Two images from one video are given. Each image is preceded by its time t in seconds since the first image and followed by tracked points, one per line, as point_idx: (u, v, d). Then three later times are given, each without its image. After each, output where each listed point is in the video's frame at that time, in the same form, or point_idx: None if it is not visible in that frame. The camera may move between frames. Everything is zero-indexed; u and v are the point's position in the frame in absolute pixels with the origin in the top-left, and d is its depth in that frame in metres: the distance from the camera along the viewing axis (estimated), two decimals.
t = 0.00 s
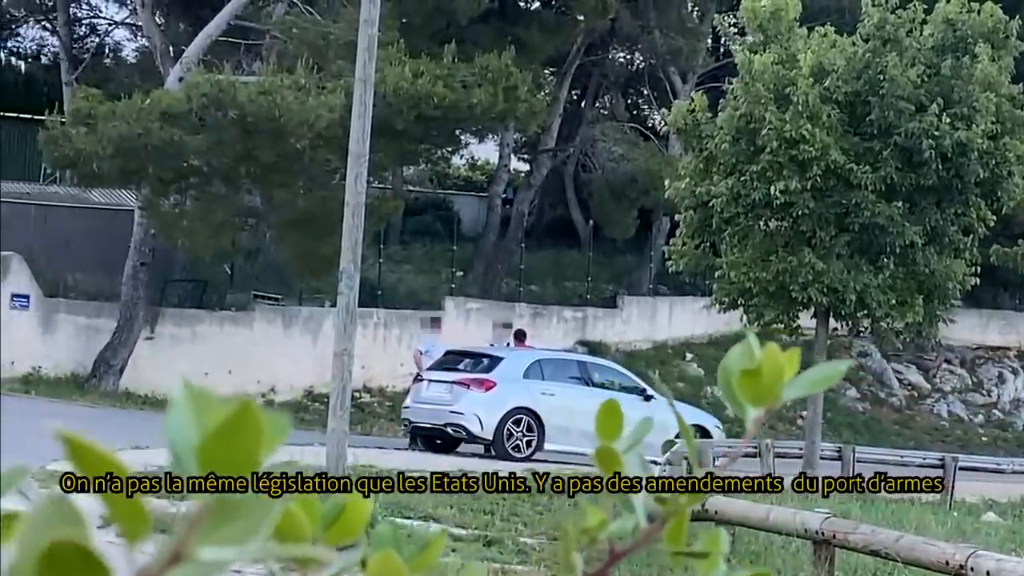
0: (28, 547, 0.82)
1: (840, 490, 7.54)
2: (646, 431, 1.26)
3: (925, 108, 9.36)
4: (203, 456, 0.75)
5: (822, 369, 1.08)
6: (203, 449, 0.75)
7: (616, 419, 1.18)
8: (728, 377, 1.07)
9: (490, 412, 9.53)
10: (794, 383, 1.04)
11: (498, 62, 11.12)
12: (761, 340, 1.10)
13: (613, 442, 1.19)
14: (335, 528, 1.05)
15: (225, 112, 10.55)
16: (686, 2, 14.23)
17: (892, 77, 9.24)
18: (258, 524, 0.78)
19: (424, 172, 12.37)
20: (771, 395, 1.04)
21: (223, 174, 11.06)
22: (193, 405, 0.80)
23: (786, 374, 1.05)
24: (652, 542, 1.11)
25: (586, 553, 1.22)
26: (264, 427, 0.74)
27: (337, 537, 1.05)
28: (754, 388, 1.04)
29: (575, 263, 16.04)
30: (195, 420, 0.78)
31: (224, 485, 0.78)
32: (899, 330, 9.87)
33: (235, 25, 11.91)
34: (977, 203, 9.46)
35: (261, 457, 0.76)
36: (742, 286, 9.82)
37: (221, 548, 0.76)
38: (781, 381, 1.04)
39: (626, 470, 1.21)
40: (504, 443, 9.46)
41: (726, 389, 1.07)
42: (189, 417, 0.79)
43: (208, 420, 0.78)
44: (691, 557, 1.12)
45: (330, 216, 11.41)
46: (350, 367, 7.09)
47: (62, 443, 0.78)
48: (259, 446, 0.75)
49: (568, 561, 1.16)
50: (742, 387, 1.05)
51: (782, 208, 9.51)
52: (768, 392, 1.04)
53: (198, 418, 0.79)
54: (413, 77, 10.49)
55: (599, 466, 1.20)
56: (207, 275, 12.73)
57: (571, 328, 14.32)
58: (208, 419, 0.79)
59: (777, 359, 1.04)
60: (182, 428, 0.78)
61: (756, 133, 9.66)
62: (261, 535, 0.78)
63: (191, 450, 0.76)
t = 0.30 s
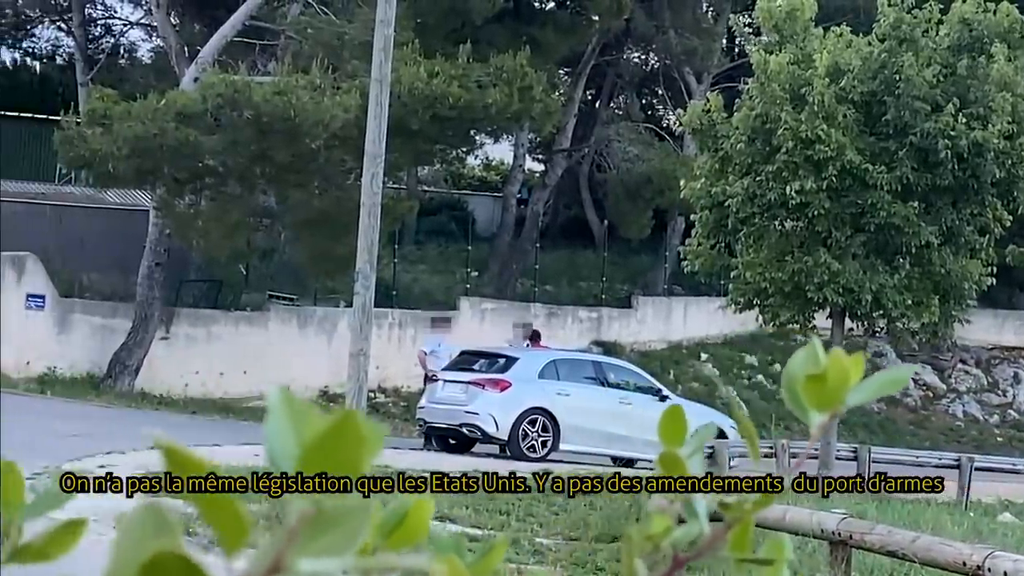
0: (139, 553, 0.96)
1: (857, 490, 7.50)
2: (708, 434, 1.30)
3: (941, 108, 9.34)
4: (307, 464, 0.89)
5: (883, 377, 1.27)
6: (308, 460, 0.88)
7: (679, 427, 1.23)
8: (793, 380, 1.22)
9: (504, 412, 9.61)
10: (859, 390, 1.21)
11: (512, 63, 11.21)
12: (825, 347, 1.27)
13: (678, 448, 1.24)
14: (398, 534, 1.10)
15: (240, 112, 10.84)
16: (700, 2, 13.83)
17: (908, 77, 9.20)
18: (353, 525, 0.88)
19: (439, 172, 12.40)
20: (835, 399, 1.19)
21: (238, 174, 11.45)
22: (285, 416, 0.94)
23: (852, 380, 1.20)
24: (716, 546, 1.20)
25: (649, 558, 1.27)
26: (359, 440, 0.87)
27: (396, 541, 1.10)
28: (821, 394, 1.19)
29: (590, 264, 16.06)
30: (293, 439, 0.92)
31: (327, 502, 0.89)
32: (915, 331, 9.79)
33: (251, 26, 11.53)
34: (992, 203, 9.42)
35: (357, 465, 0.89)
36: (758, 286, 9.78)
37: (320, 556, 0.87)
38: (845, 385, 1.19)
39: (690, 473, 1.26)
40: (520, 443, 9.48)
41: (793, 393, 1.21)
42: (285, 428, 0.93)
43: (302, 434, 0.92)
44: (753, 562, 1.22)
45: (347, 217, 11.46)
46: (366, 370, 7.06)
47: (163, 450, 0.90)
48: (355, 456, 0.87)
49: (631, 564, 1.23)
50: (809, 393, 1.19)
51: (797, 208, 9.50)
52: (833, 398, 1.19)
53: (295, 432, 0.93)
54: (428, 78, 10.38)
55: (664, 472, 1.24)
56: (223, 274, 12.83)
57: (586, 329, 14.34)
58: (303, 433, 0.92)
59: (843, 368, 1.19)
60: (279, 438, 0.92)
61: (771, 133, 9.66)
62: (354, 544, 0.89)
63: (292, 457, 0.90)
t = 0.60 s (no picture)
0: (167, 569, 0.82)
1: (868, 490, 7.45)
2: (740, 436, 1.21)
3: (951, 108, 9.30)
4: (354, 466, 0.78)
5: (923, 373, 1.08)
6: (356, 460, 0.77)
7: (716, 427, 1.13)
8: (828, 382, 1.05)
9: (513, 412, 9.52)
10: (897, 392, 1.03)
11: (521, 62, 11.10)
12: (858, 347, 1.08)
13: (712, 451, 1.14)
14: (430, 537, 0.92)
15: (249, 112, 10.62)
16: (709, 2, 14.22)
17: (918, 75, 9.15)
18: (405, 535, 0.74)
19: (447, 172, 12.55)
20: (873, 401, 1.02)
21: (247, 174, 11.09)
22: (328, 417, 0.82)
23: (890, 381, 1.03)
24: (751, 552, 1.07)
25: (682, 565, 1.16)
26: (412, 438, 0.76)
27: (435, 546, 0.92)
28: (858, 396, 1.02)
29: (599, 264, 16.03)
30: (338, 437, 0.80)
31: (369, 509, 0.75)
32: (925, 330, 9.77)
33: (259, 25, 12.00)
34: (1002, 202, 9.39)
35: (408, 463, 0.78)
36: (767, 286, 9.74)
37: (368, 567, 0.73)
38: (884, 388, 1.03)
39: (725, 476, 1.15)
40: (529, 442, 9.48)
41: (830, 394, 1.04)
42: (330, 435, 0.81)
43: (350, 438, 0.80)
44: (790, 564, 1.13)
45: (355, 217, 11.43)
46: (375, 371, 7.10)
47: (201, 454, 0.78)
48: (407, 457, 0.77)
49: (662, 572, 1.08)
50: (846, 394, 1.02)
51: (806, 208, 9.47)
52: (872, 399, 1.02)
53: (338, 437, 0.81)
54: (437, 78, 10.58)
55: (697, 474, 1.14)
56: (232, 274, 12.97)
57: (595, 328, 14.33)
58: (349, 437, 0.80)
59: (882, 368, 1.02)
60: (324, 444, 0.81)
61: (781, 133, 9.63)
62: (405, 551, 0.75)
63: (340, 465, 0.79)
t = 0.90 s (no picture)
0: (114, 565, 0.65)
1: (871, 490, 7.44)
2: (736, 427, 1.04)
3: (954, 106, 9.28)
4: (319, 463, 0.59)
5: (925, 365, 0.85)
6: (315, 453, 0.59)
7: (704, 416, 0.98)
8: (817, 370, 0.84)
9: (517, 411, 9.51)
10: (891, 376, 0.81)
11: (525, 61, 11.07)
12: (854, 335, 0.86)
13: (699, 441, 0.99)
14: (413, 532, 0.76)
15: (252, 110, 10.66)
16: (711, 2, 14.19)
17: (921, 74, 9.15)
18: (379, 522, 0.60)
19: (451, 171, 12.56)
20: (864, 392, 0.80)
21: (251, 173, 11.12)
22: (297, 399, 0.67)
23: (881, 368, 0.81)
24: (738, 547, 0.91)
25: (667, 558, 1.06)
26: (382, 426, 0.57)
27: (415, 540, 0.76)
28: (847, 387, 0.81)
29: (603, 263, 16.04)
30: (303, 421, 0.64)
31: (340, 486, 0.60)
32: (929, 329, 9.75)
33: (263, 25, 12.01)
34: (1005, 200, 9.38)
35: (381, 457, 0.58)
36: (771, 285, 9.77)
37: (334, 551, 0.59)
38: (874, 376, 0.80)
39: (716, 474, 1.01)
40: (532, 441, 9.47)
41: (817, 384, 0.83)
42: (297, 417, 0.65)
43: (318, 419, 0.64)
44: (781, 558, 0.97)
45: (358, 216, 11.42)
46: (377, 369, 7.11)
47: (160, 438, 0.61)
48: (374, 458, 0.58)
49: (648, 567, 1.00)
50: (833, 383, 0.81)
51: (810, 206, 9.46)
52: (861, 392, 0.80)
53: (306, 417, 0.65)
54: (440, 77, 10.56)
55: (684, 468, 1.00)
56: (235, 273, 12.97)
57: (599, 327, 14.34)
58: (319, 416, 0.65)
59: (871, 356, 0.80)
60: (288, 430, 0.65)
61: (785, 131, 9.59)
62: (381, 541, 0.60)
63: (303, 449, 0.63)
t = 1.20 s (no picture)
0: (81, 565, 0.69)
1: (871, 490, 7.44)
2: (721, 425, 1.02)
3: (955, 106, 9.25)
4: (283, 462, 0.63)
5: (908, 364, 0.86)
6: (281, 455, 0.62)
7: (684, 419, 0.98)
8: (801, 371, 0.85)
9: (518, 411, 9.52)
10: (873, 377, 0.82)
11: (526, 60, 11.06)
12: (836, 338, 0.88)
13: (683, 438, 0.98)
14: (395, 531, 0.79)
15: (253, 110, 10.67)
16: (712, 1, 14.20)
17: (922, 74, 9.13)
18: (345, 521, 0.61)
19: (451, 171, 12.56)
20: (845, 396, 0.82)
21: (252, 173, 11.12)
22: (265, 399, 0.67)
23: (866, 369, 0.82)
24: (719, 545, 0.91)
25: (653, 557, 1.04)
26: (347, 427, 0.61)
27: (397, 541, 0.79)
28: (830, 390, 0.83)
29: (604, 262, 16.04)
30: (271, 424, 0.65)
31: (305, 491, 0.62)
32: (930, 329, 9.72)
33: (264, 25, 12.03)
34: (1006, 199, 9.37)
35: (347, 457, 0.62)
36: (772, 284, 9.76)
37: (301, 552, 0.61)
38: (858, 380, 0.82)
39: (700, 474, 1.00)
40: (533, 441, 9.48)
41: (801, 387, 0.85)
42: (265, 420, 0.66)
43: (285, 422, 0.65)
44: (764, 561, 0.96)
45: (359, 216, 11.48)
46: (377, 367, 7.11)
47: (125, 439, 0.63)
48: (341, 450, 0.61)
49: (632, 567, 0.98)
50: (818, 388, 0.83)
51: (811, 206, 9.43)
52: (843, 393, 0.82)
53: (275, 418, 0.66)
54: (440, 77, 10.57)
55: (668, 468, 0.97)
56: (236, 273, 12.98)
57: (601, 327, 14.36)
58: (289, 417, 0.66)
59: (854, 361, 0.82)
60: (254, 430, 0.65)
61: (785, 131, 9.62)
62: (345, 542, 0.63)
63: (267, 451, 0.64)
